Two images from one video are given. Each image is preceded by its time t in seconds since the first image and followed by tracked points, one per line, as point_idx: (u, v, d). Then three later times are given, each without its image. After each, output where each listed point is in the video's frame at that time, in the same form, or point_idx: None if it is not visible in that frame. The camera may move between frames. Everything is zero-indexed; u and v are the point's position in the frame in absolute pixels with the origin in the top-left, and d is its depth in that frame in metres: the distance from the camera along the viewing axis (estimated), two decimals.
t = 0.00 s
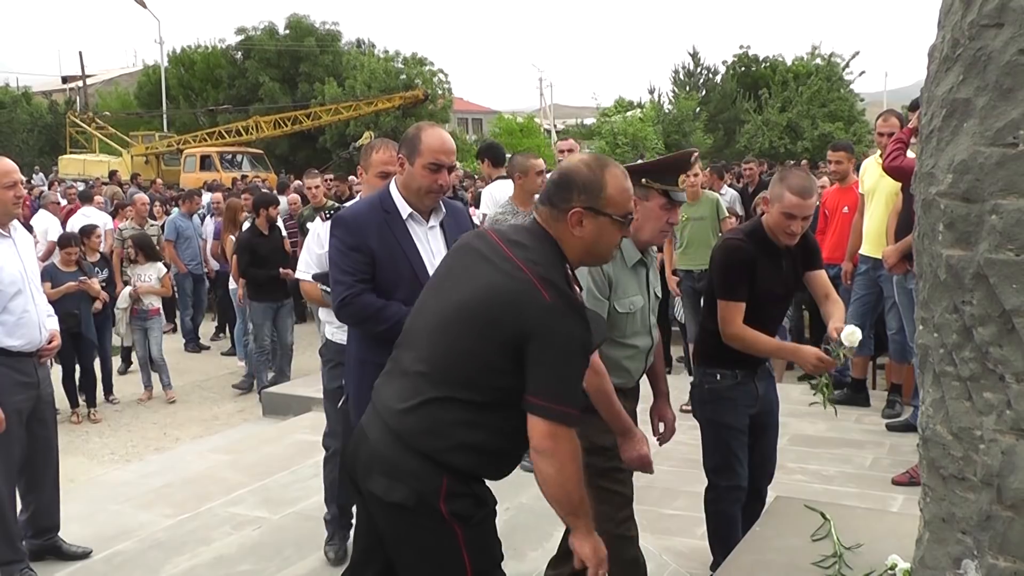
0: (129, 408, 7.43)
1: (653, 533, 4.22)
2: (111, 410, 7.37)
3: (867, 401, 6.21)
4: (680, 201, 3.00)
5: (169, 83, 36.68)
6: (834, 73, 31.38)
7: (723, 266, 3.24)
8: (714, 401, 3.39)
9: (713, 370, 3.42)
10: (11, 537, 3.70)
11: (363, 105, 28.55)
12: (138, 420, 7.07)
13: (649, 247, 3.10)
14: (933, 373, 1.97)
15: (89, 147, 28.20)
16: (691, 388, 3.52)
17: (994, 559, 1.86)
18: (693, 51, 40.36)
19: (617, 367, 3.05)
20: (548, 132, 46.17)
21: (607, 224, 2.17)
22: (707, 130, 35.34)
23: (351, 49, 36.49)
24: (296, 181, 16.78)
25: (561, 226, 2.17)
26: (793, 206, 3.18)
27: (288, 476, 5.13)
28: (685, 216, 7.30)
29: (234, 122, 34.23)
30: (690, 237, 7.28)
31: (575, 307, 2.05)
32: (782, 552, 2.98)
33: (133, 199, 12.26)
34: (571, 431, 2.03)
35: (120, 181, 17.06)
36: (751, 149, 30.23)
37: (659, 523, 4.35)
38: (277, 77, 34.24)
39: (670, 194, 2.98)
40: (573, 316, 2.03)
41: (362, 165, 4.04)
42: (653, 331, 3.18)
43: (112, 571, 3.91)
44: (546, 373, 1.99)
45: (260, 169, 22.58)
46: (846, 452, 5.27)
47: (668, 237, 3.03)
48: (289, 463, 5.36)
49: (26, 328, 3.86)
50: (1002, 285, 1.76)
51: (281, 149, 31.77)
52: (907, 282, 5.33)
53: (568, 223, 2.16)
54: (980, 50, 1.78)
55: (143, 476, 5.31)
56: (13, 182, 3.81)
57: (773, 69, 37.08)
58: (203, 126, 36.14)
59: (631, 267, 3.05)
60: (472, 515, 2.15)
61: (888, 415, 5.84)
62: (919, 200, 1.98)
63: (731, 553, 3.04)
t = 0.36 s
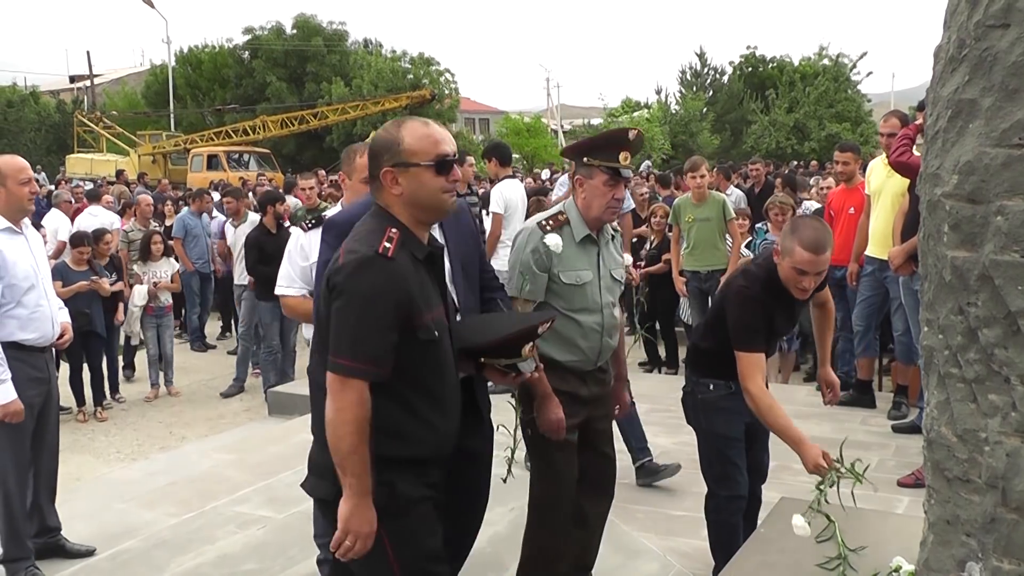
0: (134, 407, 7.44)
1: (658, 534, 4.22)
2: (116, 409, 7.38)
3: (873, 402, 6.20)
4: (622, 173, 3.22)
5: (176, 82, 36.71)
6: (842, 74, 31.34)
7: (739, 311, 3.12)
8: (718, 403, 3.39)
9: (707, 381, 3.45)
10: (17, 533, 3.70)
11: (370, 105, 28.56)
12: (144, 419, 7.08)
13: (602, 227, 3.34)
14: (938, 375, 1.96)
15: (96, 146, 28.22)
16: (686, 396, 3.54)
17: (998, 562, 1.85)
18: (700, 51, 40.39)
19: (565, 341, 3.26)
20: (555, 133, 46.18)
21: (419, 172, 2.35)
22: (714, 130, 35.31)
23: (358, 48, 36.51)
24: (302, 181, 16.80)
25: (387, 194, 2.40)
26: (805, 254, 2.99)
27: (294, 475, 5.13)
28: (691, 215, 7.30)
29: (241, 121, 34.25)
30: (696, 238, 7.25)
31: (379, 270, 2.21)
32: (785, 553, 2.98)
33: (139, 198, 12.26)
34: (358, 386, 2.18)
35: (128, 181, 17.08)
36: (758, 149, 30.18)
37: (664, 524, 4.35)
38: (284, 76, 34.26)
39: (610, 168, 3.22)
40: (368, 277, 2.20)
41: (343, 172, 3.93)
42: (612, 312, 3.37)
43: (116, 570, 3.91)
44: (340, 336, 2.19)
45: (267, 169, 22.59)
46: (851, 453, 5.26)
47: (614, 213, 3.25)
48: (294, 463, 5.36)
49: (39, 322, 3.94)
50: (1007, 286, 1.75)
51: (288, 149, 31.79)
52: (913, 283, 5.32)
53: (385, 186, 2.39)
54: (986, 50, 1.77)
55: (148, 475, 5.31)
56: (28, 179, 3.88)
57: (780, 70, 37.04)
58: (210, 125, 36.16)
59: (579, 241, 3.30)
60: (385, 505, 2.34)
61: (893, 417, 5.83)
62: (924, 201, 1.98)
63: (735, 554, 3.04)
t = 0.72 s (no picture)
0: (134, 408, 7.44)
1: (656, 535, 4.23)
2: (116, 410, 7.39)
3: (872, 403, 6.21)
4: (555, 171, 3.53)
5: (176, 83, 36.64)
6: (841, 75, 31.37)
7: (743, 346, 3.07)
8: (714, 405, 3.40)
9: (698, 387, 3.45)
10: (18, 532, 3.70)
11: (369, 106, 28.56)
12: (144, 420, 7.08)
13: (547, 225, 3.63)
14: (935, 376, 1.96)
15: (96, 147, 28.21)
16: (677, 401, 3.58)
17: (994, 562, 1.85)
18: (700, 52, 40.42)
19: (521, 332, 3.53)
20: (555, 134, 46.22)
21: (318, 152, 2.42)
22: (714, 131, 35.34)
23: (357, 50, 36.53)
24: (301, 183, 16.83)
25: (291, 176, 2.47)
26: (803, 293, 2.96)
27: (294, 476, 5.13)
28: (696, 216, 7.31)
29: (241, 122, 34.27)
30: (702, 240, 7.30)
31: (266, 253, 2.29)
32: (783, 554, 2.98)
33: (137, 199, 12.25)
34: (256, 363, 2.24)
35: (127, 182, 17.10)
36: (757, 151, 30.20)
37: (663, 524, 4.35)
38: (284, 78, 34.29)
39: (543, 169, 3.54)
40: (253, 260, 2.28)
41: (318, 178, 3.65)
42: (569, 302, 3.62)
43: (115, 570, 3.92)
44: (239, 319, 2.28)
45: (267, 170, 22.61)
46: (850, 454, 5.27)
47: (553, 208, 3.54)
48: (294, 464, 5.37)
49: (47, 319, 4.01)
50: (1004, 287, 1.75)
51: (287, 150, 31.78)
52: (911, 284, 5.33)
53: (287, 172, 2.46)
54: (983, 51, 1.77)
55: (147, 476, 5.32)
56: (36, 178, 3.97)
57: (779, 71, 37.09)
58: (210, 126, 36.17)
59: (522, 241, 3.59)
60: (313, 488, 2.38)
61: (892, 418, 5.83)
62: (921, 202, 1.98)
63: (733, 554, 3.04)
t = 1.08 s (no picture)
0: (138, 408, 7.45)
1: (660, 535, 4.23)
2: (120, 410, 7.39)
3: (875, 403, 6.21)
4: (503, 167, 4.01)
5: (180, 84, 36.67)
6: (845, 75, 31.37)
7: (751, 353, 3.07)
8: (718, 407, 3.40)
9: (702, 389, 3.46)
10: (25, 531, 3.70)
11: (374, 106, 28.56)
12: (148, 420, 7.09)
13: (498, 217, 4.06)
14: (938, 376, 1.97)
15: (100, 147, 28.21)
16: (681, 404, 3.60)
17: (998, 562, 1.86)
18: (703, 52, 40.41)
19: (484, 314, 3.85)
20: (558, 134, 46.22)
21: (266, 152, 2.44)
22: (717, 131, 35.34)
23: (361, 50, 36.55)
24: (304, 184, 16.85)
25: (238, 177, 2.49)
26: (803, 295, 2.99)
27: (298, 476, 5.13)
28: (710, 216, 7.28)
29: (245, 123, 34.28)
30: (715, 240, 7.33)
31: (210, 255, 2.29)
32: (787, 554, 2.98)
33: (141, 199, 12.27)
34: (206, 370, 2.25)
35: (132, 182, 17.12)
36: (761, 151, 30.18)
37: (668, 524, 4.36)
38: (288, 78, 34.30)
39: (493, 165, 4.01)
40: (197, 261, 2.28)
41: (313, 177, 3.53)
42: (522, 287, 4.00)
43: (119, 569, 3.92)
44: (186, 323, 2.28)
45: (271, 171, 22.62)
46: (853, 454, 5.27)
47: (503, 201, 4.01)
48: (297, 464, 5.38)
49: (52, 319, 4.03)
50: (1008, 288, 1.75)
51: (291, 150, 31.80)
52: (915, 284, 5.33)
53: (236, 173, 2.48)
54: (987, 52, 1.78)
55: (152, 475, 5.33)
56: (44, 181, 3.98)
57: (783, 71, 37.09)
58: (214, 127, 36.18)
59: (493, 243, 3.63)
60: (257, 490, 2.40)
61: (896, 418, 5.83)
62: (924, 203, 1.98)
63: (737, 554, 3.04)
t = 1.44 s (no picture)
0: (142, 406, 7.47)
1: (664, 532, 4.24)
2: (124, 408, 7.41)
3: (880, 402, 6.21)
4: (500, 167, 3.72)
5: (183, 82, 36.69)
6: (849, 73, 31.34)
7: (758, 352, 3.06)
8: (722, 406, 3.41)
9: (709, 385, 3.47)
10: (28, 529, 3.70)
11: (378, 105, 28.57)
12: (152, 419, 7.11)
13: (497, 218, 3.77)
14: (943, 374, 1.96)
15: (103, 146, 28.24)
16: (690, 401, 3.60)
17: (1003, 561, 1.86)
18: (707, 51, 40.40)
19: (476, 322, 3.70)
20: (562, 133, 46.24)
21: (214, 153, 2.41)
22: (721, 129, 35.32)
23: (365, 49, 36.58)
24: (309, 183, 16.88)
25: (184, 178, 2.45)
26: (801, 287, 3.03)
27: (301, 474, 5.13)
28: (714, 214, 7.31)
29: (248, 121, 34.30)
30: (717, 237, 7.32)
31: (162, 255, 2.27)
32: (793, 552, 2.98)
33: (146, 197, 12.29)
34: (154, 374, 2.24)
35: (137, 181, 17.17)
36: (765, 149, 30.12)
37: (671, 522, 4.36)
38: (291, 76, 34.33)
39: (488, 165, 3.73)
40: (148, 261, 2.26)
41: (342, 170, 3.34)
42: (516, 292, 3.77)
43: (123, 567, 3.93)
44: (133, 323, 2.26)
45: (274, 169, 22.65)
46: (857, 453, 5.26)
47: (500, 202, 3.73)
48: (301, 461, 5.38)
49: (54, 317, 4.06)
50: (1013, 287, 1.75)
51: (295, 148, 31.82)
52: (919, 283, 5.33)
53: (183, 173, 2.44)
54: (991, 50, 1.77)
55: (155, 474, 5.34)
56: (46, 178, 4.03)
57: (787, 70, 37.06)
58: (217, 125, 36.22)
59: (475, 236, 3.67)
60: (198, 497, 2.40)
61: (900, 417, 5.83)
62: (929, 200, 1.98)
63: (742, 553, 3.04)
